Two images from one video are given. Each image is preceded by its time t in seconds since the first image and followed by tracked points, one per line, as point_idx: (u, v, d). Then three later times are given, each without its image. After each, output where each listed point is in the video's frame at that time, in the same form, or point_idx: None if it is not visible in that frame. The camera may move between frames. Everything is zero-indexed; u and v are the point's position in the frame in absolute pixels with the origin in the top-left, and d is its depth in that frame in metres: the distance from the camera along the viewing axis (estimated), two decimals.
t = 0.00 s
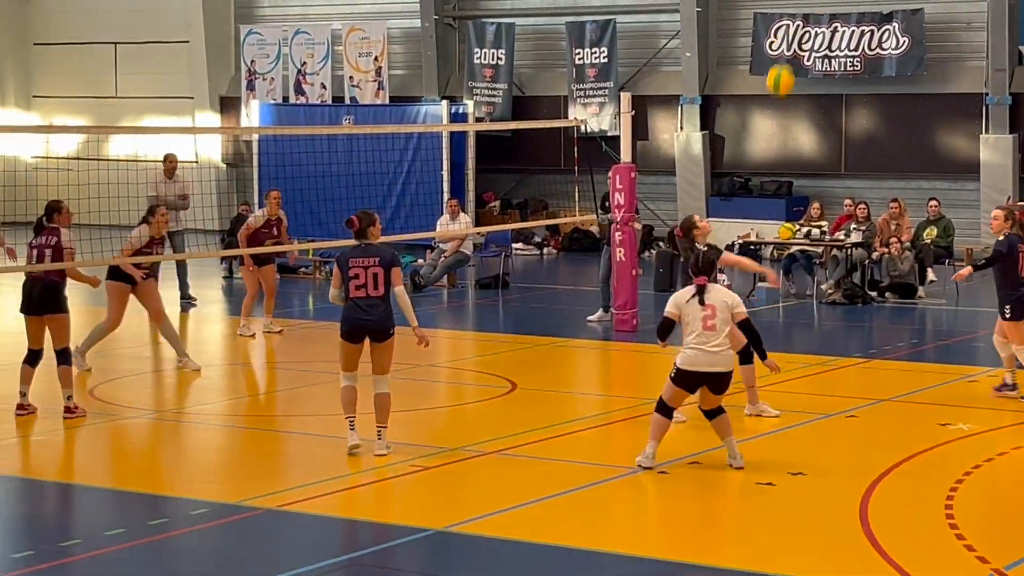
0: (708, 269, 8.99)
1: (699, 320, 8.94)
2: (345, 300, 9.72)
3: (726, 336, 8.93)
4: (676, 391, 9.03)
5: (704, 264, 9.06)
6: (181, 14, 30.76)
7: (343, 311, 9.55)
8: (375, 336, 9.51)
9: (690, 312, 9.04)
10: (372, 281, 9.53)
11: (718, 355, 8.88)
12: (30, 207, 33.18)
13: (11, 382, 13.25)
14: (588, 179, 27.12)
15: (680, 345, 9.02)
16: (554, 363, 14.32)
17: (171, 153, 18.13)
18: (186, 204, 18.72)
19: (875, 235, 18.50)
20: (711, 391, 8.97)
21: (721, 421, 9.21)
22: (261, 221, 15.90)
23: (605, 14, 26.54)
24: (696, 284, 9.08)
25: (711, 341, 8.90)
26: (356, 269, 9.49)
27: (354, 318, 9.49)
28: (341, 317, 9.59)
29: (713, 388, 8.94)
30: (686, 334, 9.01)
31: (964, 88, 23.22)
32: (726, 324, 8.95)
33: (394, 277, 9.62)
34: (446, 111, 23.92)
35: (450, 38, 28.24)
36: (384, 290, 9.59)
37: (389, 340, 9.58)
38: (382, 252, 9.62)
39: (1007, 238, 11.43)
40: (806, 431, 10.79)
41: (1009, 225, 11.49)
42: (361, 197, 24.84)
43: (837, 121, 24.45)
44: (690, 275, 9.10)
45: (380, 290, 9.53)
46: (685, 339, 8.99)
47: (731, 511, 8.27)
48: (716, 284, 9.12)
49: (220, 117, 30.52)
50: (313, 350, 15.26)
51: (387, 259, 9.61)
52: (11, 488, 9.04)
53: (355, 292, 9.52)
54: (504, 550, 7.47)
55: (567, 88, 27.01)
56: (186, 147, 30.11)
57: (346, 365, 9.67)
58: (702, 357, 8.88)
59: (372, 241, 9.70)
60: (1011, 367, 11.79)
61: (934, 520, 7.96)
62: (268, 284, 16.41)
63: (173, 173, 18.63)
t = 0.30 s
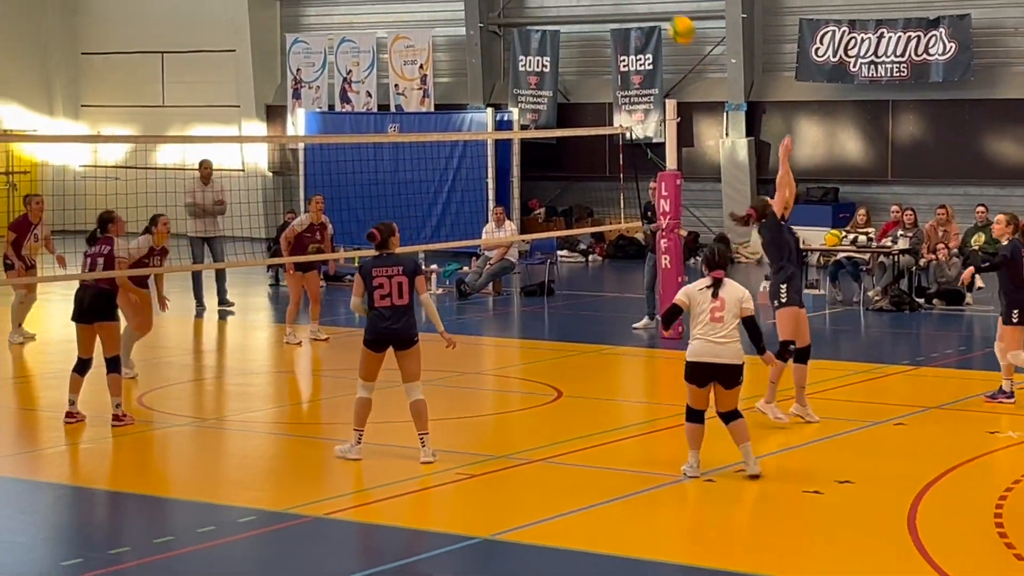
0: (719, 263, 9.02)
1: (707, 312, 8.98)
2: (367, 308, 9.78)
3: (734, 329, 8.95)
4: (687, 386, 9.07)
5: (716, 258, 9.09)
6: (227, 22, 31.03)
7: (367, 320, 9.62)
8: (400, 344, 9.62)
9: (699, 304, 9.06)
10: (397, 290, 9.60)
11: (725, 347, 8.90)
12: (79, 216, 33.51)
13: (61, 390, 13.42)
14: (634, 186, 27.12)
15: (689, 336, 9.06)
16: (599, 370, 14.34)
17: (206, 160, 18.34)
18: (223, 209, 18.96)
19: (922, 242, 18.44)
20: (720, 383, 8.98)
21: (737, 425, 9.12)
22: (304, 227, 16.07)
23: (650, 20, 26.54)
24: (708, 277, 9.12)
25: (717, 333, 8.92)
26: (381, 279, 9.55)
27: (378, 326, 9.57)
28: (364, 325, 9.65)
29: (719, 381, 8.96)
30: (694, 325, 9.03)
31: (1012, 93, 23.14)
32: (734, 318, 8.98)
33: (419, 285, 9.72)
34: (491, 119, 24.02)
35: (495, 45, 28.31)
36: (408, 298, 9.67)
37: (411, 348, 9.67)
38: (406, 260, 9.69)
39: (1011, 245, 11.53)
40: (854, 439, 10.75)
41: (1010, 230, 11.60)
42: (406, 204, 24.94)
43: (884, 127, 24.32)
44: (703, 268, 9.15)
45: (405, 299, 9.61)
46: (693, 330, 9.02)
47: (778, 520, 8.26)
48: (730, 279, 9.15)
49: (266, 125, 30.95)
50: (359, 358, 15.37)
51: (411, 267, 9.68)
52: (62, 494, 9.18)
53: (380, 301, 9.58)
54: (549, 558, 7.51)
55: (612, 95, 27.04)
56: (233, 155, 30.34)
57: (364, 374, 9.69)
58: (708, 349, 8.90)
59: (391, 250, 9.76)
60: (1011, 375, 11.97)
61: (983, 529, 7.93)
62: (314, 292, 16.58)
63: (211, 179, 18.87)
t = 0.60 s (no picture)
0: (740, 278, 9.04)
1: (733, 328, 8.94)
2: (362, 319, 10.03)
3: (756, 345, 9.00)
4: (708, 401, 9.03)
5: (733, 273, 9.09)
6: (264, 37, 31.29)
7: (369, 331, 9.85)
8: (400, 355, 9.93)
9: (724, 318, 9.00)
10: (396, 301, 9.92)
11: (750, 363, 8.93)
12: (118, 229, 33.81)
13: (101, 402, 13.56)
14: (670, 198, 27.10)
15: (711, 352, 8.98)
16: (635, 382, 14.35)
17: (238, 173, 18.33)
18: (256, 221, 18.98)
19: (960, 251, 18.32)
20: (739, 398, 9.00)
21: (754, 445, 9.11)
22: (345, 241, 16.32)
23: (686, 32, 26.53)
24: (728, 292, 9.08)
25: (743, 348, 8.93)
26: (383, 289, 9.86)
27: (378, 335, 9.83)
28: (363, 336, 9.90)
29: (742, 397, 8.96)
30: (718, 341, 8.96)
31: None
32: (756, 334, 9.02)
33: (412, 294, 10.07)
34: (526, 131, 24.06)
35: (530, 58, 28.38)
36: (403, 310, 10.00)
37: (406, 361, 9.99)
38: (401, 273, 10.04)
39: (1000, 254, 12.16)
40: (893, 451, 10.70)
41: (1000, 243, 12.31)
42: (443, 217, 25.04)
43: (921, 138, 24.21)
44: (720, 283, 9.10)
45: (402, 309, 9.94)
46: (718, 345, 8.96)
47: (818, 533, 8.24)
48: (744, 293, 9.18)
49: (303, 138, 31.06)
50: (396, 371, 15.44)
51: (406, 279, 10.03)
52: (103, 507, 9.28)
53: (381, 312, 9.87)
54: (587, 571, 7.53)
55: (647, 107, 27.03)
56: (271, 168, 30.53)
57: (375, 388, 9.97)
58: (737, 364, 8.89)
59: (384, 263, 10.04)
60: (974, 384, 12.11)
61: None
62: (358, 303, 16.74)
63: (243, 191, 18.90)
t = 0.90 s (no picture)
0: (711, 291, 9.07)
1: (714, 341, 8.92)
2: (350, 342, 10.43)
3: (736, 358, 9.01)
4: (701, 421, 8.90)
5: (702, 287, 9.10)
6: (291, 51, 31.46)
7: (358, 349, 10.23)
8: (385, 374, 10.30)
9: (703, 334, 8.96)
10: (381, 322, 10.37)
11: (735, 376, 8.91)
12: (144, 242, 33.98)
13: (131, 416, 13.65)
14: (696, 210, 27.07)
15: (695, 369, 8.91)
16: (662, 395, 14.33)
17: (264, 187, 18.42)
18: (280, 236, 19.04)
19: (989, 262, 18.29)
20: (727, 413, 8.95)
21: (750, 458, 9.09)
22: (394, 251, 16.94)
23: (712, 44, 26.52)
24: (700, 307, 9.07)
25: (725, 362, 8.92)
26: (369, 311, 10.28)
27: (369, 355, 10.22)
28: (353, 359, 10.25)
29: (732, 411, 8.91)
30: (700, 357, 8.90)
31: None
32: (733, 346, 9.04)
33: (394, 317, 10.52)
34: (552, 143, 24.09)
35: (556, 70, 28.42)
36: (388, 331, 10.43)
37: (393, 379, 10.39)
38: (382, 295, 10.49)
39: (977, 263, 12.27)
40: (922, 463, 10.66)
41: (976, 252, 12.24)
42: (468, 230, 25.08)
43: (949, 148, 24.11)
44: (693, 298, 9.08)
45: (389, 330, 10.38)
46: (701, 361, 8.90)
47: (848, 546, 8.21)
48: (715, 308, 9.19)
49: (329, 152, 31.22)
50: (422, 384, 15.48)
51: (387, 301, 10.49)
52: (132, 521, 9.33)
53: (369, 332, 10.30)
54: None
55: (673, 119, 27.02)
56: (297, 181, 30.65)
57: (372, 406, 10.28)
58: (725, 378, 8.85)
59: (367, 286, 10.51)
60: (977, 395, 12.28)
61: None
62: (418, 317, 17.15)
63: (268, 204, 18.99)
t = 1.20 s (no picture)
0: (673, 301, 9.30)
1: (671, 350, 9.20)
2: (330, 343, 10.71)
3: (695, 367, 9.27)
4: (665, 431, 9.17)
5: (665, 298, 9.35)
6: (313, 65, 31.61)
7: (340, 354, 10.56)
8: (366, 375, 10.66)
9: (661, 344, 9.25)
10: (362, 325, 10.67)
11: (690, 384, 9.17)
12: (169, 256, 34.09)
13: (157, 429, 13.74)
14: (719, 222, 27.06)
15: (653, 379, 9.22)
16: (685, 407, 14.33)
17: (285, 200, 18.44)
18: (301, 248, 19.05)
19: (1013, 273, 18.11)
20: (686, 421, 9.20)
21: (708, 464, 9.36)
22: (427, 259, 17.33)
23: (734, 55, 26.53)
24: (662, 318, 9.34)
25: (683, 371, 9.18)
26: (352, 313, 10.57)
27: (350, 357, 10.54)
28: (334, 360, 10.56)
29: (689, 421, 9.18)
30: (657, 366, 9.22)
31: None
32: (693, 355, 9.29)
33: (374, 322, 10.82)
34: (575, 155, 24.12)
35: (578, 83, 28.46)
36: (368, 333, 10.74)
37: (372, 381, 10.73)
38: (363, 298, 10.77)
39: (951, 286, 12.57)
40: (947, 475, 10.64)
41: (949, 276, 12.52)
42: (491, 242, 25.12)
43: (972, 159, 24.06)
44: (656, 309, 9.36)
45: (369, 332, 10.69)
46: (657, 370, 9.21)
47: (873, 558, 8.20)
48: (679, 317, 9.44)
49: (352, 165, 31.26)
50: (446, 396, 15.50)
51: (367, 304, 10.78)
52: (158, 534, 9.38)
53: (350, 334, 10.59)
54: None
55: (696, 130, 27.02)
56: (320, 195, 30.72)
57: (355, 407, 10.81)
58: (682, 388, 9.13)
59: (350, 290, 10.80)
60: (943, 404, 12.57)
61: None
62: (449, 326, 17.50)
63: (290, 217, 19.01)
